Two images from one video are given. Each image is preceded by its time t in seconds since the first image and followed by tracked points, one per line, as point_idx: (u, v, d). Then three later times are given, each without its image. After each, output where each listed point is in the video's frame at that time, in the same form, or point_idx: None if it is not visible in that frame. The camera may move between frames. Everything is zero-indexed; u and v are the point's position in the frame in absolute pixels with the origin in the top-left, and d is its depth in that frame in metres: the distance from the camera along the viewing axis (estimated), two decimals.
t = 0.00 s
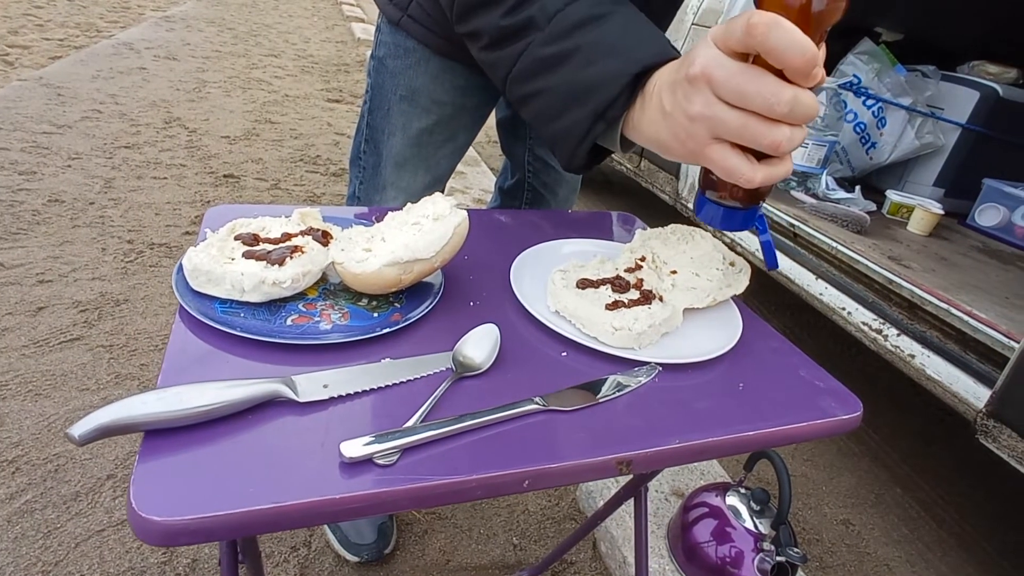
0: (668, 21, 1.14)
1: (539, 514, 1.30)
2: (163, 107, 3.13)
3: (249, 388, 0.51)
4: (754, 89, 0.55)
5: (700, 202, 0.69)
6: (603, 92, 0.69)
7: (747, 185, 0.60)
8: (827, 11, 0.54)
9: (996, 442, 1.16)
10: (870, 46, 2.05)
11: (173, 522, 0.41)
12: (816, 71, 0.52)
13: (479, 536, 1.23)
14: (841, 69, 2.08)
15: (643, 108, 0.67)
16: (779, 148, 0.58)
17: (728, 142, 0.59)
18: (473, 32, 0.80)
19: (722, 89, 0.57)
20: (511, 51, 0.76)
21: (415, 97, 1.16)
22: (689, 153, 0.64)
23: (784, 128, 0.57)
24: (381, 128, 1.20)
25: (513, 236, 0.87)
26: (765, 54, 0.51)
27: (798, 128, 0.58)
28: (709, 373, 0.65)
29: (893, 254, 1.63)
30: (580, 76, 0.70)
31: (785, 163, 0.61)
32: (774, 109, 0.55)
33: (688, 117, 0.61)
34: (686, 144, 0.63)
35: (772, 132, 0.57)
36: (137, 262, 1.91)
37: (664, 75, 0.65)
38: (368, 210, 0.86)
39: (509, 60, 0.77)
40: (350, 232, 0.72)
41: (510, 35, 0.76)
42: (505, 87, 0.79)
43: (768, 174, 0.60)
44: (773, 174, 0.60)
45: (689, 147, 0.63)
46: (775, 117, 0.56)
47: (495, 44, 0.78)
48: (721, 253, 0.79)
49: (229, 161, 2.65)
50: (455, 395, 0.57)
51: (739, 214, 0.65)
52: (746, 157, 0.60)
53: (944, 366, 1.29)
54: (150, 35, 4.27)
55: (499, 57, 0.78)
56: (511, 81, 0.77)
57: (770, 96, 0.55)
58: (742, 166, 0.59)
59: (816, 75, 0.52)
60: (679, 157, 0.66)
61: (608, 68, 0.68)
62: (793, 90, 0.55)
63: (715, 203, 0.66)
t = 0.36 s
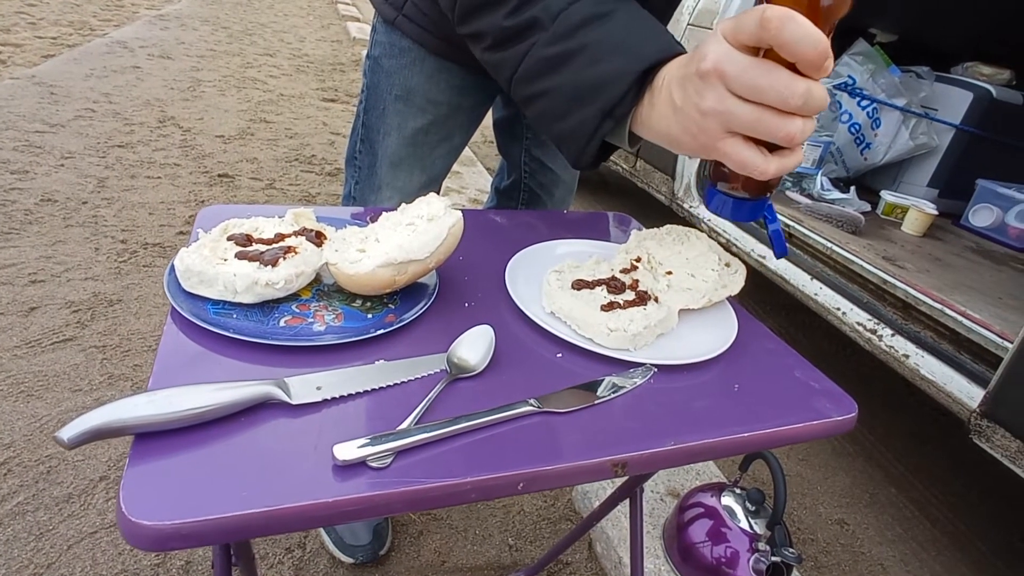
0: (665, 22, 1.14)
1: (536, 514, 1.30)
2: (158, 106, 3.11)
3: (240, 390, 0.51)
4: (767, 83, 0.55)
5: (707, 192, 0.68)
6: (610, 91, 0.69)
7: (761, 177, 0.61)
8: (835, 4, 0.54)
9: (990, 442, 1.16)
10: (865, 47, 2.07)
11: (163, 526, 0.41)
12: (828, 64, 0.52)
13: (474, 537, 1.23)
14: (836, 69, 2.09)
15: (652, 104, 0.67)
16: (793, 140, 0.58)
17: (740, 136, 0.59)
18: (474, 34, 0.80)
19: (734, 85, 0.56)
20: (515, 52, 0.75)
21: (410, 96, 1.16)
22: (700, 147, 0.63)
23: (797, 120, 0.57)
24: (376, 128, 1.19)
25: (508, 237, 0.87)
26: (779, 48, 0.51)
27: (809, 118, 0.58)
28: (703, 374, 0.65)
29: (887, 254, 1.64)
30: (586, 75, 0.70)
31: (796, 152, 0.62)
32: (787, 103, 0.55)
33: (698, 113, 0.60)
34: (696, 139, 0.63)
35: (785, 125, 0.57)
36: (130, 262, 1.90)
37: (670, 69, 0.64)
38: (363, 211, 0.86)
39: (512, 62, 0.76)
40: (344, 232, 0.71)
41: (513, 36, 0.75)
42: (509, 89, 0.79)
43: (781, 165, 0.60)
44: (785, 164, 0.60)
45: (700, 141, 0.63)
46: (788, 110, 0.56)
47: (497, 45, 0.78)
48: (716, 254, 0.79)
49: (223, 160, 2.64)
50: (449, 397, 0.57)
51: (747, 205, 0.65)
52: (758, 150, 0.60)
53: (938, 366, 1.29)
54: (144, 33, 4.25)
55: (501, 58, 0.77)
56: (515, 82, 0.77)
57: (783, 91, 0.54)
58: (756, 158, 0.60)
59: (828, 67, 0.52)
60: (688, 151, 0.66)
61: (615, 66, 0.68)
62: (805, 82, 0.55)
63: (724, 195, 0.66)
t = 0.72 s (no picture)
0: (661, 23, 1.14)
1: (533, 514, 1.30)
2: (155, 106, 3.11)
3: (238, 391, 0.51)
4: (743, 77, 0.55)
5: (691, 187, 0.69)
6: (591, 85, 0.68)
7: (739, 172, 0.60)
8: None
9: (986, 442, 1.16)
10: (863, 48, 2.07)
11: (161, 527, 0.41)
12: (804, 57, 0.52)
13: (473, 537, 1.23)
14: (834, 70, 2.10)
15: (632, 98, 0.67)
16: (769, 135, 0.58)
17: (718, 131, 0.59)
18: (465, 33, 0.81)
19: (711, 78, 0.57)
20: (500, 48, 0.76)
21: (408, 97, 1.16)
22: (679, 143, 0.64)
23: (774, 116, 0.57)
24: (374, 129, 1.19)
25: (506, 237, 0.87)
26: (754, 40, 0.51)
27: (787, 114, 0.58)
28: (701, 374, 0.65)
29: (884, 254, 1.64)
30: (568, 71, 0.70)
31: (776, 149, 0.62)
32: (763, 96, 0.55)
33: (677, 106, 0.61)
34: (676, 134, 0.63)
35: (762, 119, 0.57)
36: (128, 262, 1.90)
37: (652, 66, 0.65)
38: (361, 211, 0.86)
39: (497, 58, 0.77)
40: (343, 233, 0.71)
41: (499, 31, 0.77)
42: (496, 85, 0.80)
43: (758, 161, 0.60)
44: (762, 161, 0.60)
45: (679, 136, 0.63)
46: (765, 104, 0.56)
47: (486, 42, 0.79)
48: (714, 255, 0.79)
49: (221, 160, 2.64)
50: (447, 397, 0.57)
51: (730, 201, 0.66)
52: (736, 145, 0.60)
53: (936, 367, 1.29)
54: (142, 33, 4.25)
55: (487, 55, 0.79)
56: (501, 78, 0.78)
57: (759, 84, 0.55)
58: (734, 153, 0.60)
59: (805, 61, 0.52)
60: (669, 147, 0.66)
61: (596, 61, 0.68)
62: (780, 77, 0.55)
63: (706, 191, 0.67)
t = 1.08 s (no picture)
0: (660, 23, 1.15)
1: (533, 514, 1.30)
2: (155, 106, 3.11)
3: (239, 390, 0.51)
4: (700, 68, 0.55)
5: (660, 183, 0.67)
6: (566, 78, 0.70)
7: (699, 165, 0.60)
8: None
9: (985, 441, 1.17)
10: (862, 48, 2.09)
11: (164, 524, 0.41)
12: (757, 49, 0.52)
13: (472, 537, 1.23)
14: (833, 69, 2.09)
15: (606, 93, 0.67)
16: (727, 128, 0.58)
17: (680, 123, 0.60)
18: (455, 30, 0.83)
19: (671, 69, 0.57)
20: (484, 45, 0.78)
21: (409, 97, 1.16)
22: (646, 135, 0.64)
23: (732, 108, 0.57)
24: (376, 129, 1.20)
25: (506, 237, 0.87)
26: (707, 31, 0.52)
27: (746, 107, 0.58)
28: (700, 373, 0.66)
29: (884, 254, 1.65)
30: (547, 64, 0.71)
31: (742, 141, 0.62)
32: (719, 88, 0.56)
33: (642, 98, 0.61)
34: (642, 126, 0.64)
35: (720, 112, 0.57)
36: (128, 262, 1.90)
37: (626, 61, 0.66)
38: (361, 211, 0.86)
39: (482, 54, 0.79)
40: (342, 233, 0.71)
41: (483, 27, 0.79)
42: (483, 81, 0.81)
43: (718, 154, 0.60)
44: (723, 154, 0.60)
45: (646, 128, 0.64)
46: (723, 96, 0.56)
47: (473, 38, 0.81)
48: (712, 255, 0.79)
49: (221, 160, 2.65)
50: (447, 396, 0.57)
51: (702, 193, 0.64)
52: (697, 137, 0.60)
53: (934, 367, 1.30)
54: (142, 33, 4.25)
55: (474, 51, 0.81)
56: (486, 74, 0.79)
57: (714, 76, 0.55)
58: (694, 146, 0.60)
59: (758, 52, 0.52)
60: (640, 141, 0.67)
61: (572, 55, 0.69)
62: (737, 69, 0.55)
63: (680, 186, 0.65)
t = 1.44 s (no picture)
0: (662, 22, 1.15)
1: (533, 513, 1.31)
2: (155, 106, 3.12)
3: (242, 387, 0.51)
4: (703, 71, 0.56)
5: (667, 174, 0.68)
6: (578, 79, 0.70)
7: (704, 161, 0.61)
8: None
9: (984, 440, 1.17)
10: (862, 47, 2.09)
11: (167, 519, 0.42)
12: (757, 53, 0.52)
13: (473, 536, 1.24)
14: (832, 69, 2.10)
15: (614, 91, 0.68)
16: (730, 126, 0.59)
17: (684, 122, 0.61)
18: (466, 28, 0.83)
19: (676, 72, 0.58)
20: (497, 45, 0.78)
21: (412, 97, 1.17)
22: (652, 132, 0.65)
23: (733, 107, 0.58)
24: (378, 129, 1.20)
25: (506, 236, 0.88)
26: (709, 37, 0.52)
27: (748, 106, 0.59)
28: (699, 371, 0.66)
29: (883, 254, 1.65)
30: (558, 65, 0.71)
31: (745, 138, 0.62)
32: (723, 88, 0.56)
33: (648, 98, 0.62)
34: (648, 124, 0.64)
35: (722, 111, 0.58)
36: (129, 262, 1.91)
37: (631, 60, 0.66)
38: (362, 210, 0.86)
39: (494, 54, 0.79)
40: (344, 231, 0.72)
41: (494, 30, 0.79)
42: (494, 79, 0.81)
43: (723, 151, 0.61)
44: (727, 150, 0.61)
45: (651, 127, 0.64)
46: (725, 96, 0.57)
47: (485, 39, 0.81)
48: (711, 254, 0.79)
49: (221, 160, 2.65)
50: (448, 393, 0.58)
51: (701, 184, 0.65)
52: (701, 135, 0.61)
53: (933, 366, 1.30)
54: (142, 33, 4.25)
55: (485, 51, 0.80)
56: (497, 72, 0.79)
57: (716, 78, 0.56)
58: (699, 143, 0.61)
59: (758, 56, 0.53)
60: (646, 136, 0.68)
61: (583, 56, 0.69)
62: (739, 71, 0.56)
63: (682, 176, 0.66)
